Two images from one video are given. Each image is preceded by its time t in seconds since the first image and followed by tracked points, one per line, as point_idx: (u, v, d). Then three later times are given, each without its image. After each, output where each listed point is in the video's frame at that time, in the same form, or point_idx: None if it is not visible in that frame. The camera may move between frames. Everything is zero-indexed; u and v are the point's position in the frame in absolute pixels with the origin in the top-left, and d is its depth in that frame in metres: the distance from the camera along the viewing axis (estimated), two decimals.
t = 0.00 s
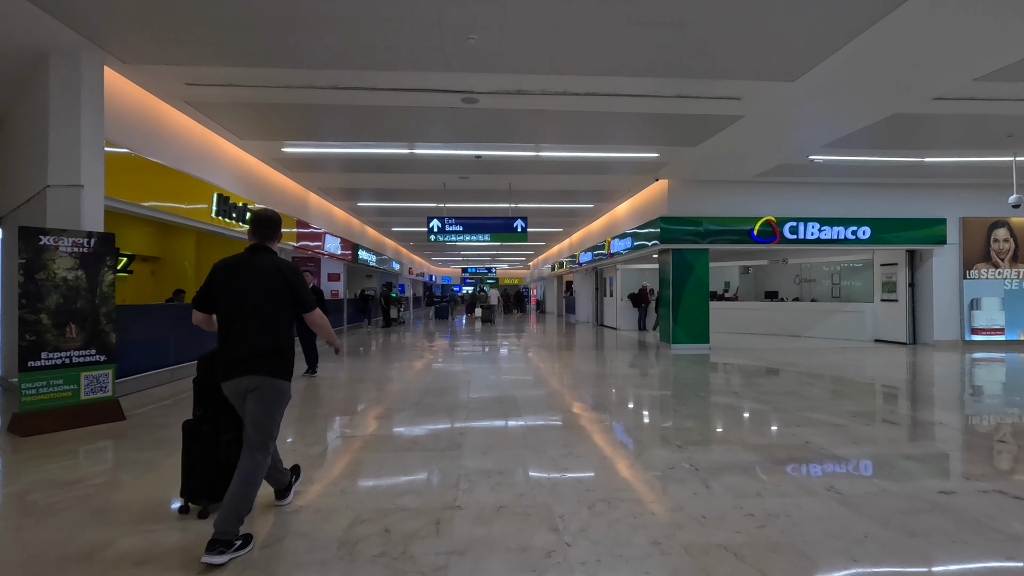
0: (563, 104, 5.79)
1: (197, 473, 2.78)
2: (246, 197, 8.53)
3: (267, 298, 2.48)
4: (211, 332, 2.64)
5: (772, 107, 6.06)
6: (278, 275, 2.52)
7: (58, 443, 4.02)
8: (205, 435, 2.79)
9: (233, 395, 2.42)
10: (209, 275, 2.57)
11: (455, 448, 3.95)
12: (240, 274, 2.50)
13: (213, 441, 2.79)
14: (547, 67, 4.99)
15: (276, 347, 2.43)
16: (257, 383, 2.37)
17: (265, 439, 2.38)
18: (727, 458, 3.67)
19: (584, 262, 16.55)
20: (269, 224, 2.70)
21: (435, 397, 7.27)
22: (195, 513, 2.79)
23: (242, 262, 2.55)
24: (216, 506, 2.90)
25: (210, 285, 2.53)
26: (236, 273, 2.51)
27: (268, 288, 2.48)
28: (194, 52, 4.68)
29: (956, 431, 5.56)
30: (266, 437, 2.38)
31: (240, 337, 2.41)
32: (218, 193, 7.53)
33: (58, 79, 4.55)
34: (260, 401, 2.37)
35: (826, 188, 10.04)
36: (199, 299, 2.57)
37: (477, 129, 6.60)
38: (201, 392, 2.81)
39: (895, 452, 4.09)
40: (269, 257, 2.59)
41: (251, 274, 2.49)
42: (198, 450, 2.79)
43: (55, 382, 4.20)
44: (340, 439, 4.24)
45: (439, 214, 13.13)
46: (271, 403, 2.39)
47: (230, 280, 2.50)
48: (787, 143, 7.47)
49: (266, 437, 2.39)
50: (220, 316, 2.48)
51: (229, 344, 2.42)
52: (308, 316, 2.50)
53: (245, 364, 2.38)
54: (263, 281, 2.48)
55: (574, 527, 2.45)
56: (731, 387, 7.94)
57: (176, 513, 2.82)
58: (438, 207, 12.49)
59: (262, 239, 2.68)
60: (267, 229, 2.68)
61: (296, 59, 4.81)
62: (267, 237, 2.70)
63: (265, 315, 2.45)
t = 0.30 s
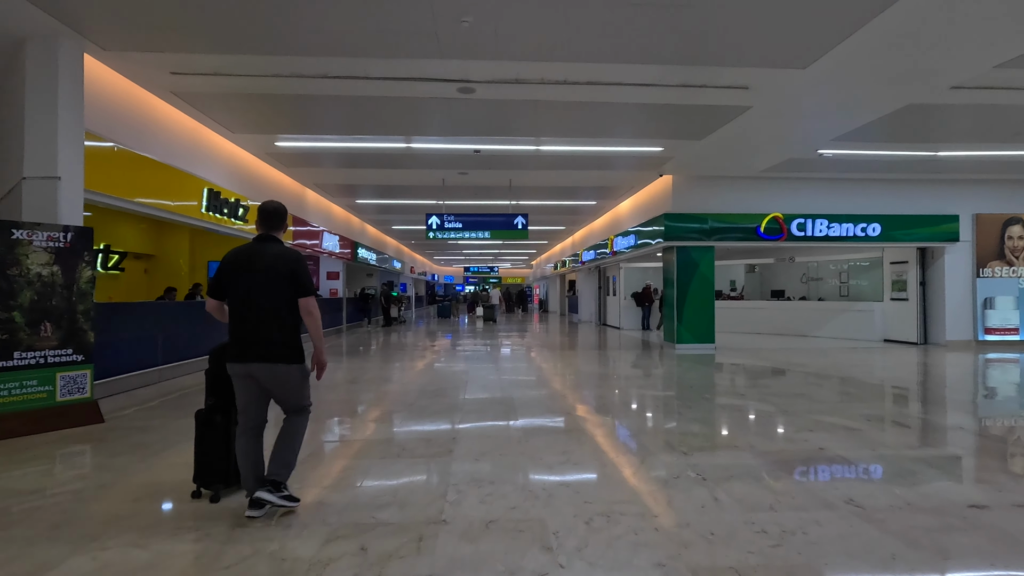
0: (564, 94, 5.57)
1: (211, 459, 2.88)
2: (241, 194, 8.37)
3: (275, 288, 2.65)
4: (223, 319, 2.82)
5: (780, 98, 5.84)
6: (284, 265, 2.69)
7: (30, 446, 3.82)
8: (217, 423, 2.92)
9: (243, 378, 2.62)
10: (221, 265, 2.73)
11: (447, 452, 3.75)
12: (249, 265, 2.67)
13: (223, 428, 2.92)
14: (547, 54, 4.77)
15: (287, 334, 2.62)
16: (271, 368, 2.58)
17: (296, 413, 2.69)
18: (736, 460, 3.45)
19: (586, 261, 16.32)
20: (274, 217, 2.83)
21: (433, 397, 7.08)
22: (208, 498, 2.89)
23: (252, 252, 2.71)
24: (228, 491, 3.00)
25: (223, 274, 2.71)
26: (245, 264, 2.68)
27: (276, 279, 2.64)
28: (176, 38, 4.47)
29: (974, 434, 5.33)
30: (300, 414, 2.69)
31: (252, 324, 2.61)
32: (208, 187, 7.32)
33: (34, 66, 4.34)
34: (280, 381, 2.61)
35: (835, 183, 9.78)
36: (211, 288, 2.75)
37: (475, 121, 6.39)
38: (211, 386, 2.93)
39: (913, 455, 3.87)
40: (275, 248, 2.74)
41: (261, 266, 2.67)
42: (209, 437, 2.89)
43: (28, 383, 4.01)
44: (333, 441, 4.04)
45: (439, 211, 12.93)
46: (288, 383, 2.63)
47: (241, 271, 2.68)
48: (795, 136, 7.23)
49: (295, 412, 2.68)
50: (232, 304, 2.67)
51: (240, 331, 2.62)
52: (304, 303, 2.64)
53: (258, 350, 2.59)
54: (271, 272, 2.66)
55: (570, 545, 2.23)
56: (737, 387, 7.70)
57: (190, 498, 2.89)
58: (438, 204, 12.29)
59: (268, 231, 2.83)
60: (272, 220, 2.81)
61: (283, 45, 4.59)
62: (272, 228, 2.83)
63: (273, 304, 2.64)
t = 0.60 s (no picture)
0: (566, 86, 5.33)
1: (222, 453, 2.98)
2: (238, 191, 8.22)
3: (285, 296, 2.74)
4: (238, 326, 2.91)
5: (792, 90, 5.59)
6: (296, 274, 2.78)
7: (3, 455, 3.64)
8: (229, 419, 3.03)
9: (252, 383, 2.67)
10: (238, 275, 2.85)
11: (440, 461, 3.53)
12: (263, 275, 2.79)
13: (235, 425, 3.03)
14: (547, 43, 4.53)
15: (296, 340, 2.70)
16: (280, 372, 2.66)
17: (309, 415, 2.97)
18: (749, 473, 3.21)
19: (591, 260, 16.07)
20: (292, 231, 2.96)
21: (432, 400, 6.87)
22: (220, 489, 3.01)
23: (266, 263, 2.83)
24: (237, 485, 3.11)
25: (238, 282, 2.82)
26: (259, 273, 2.79)
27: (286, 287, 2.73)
28: (159, 28, 4.28)
29: (999, 442, 5.06)
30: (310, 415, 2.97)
31: (263, 329, 2.68)
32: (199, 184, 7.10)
33: (11, 57, 4.16)
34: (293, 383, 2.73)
35: (847, 180, 9.49)
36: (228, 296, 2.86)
37: (475, 116, 6.17)
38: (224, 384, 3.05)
39: (940, 467, 3.61)
40: (288, 259, 2.85)
41: (274, 276, 2.77)
42: (221, 433, 3.01)
43: (2, 388, 3.83)
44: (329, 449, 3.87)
45: (441, 209, 12.72)
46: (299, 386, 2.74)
47: (254, 280, 2.77)
48: (807, 131, 6.96)
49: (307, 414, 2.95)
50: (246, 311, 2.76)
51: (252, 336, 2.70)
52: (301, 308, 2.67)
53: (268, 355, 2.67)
54: (282, 281, 2.75)
55: None
56: (747, 390, 7.45)
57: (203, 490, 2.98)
58: (440, 202, 12.08)
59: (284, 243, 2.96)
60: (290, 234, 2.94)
61: (270, 34, 4.38)
62: (290, 242, 2.96)
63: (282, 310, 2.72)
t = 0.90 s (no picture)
0: (570, 75, 5.10)
1: (242, 444, 3.02)
2: (237, 188, 8.07)
3: (308, 291, 2.90)
4: (253, 316, 3.06)
5: (807, 79, 5.33)
6: (317, 267, 2.94)
7: None
8: (247, 412, 3.06)
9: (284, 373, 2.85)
10: (258, 270, 2.95)
11: (436, 467, 3.30)
12: (286, 270, 2.91)
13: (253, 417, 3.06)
14: (551, 27, 4.29)
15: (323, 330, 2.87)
16: (308, 361, 2.82)
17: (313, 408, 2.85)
18: (768, 485, 2.96)
19: (598, 259, 15.81)
20: (307, 226, 3.10)
21: (433, 400, 6.66)
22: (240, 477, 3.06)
23: (286, 257, 2.95)
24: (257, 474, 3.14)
25: (257, 277, 2.95)
26: (281, 266, 2.92)
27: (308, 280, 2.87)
28: (142, 14, 4.09)
29: None
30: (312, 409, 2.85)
31: (290, 320, 2.83)
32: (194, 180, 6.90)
33: None
34: (309, 376, 2.84)
35: (862, 176, 9.19)
36: (243, 287, 3.02)
37: (476, 108, 5.94)
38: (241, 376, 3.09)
39: (976, 477, 3.33)
40: (308, 254, 2.98)
41: (296, 269, 2.91)
42: (239, 425, 3.02)
43: None
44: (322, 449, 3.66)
45: (444, 207, 12.50)
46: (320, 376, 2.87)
47: (277, 273, 2.91)
48: (822, 123, 6.69)
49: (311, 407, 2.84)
50: (270, 303, 2.90)
51: (278, 326, 2.84)
52: (332, 303, 2.86)
53: (296, 344, 2.81)
54: (305, 275, 2.90)
55: None
56: (760, 391, 7.18)
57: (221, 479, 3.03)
58: (443, 199, 11.87)
59: (301, 239, 3.09)
60: (306, 230, 3.08)
61: (259, 18, 4.16)
62: (304, 236, 3.09)
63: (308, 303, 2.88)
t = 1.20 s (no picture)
0: (577, 68, 4.88)
1: (262, 439, 3.12)
2: (240, 189, 7.97)
3: (327, 299, 2.98)
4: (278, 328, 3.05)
5: (825, 72, 5.09)
6: (333, 277, 3.02)
7: None
8: (267, 410, 3.13)
9: (303, 376, 2.93)
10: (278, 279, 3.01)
11: (433, 480, 3.10)
12: (305, 279, 2.99)
13: (273, 415, 3.14)
14: (556, 16, 4.07)
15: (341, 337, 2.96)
16: (326, 365, 2.89)
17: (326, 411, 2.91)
18: (791, 505, 2.73)
19: (608, 259, 15.56)
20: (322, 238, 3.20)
21: (437, 404, 6.48)
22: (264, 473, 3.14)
23: (303, 267, 3.05)
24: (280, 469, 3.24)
25: (279, 287, 2.99)
26: (299, 275, 3.00)
27: (326, 289, 2.94)
28: (130, 7, 3.94)
29: None
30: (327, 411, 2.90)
31: (310, 325, 2.91)
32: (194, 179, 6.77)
33: None
34: (324, 380, 2.91)
35: (883, 173, 8.86)
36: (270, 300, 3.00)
37: (480, 103, 5.74)
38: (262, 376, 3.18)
39: (1019, 496, 3.06)
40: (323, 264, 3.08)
41: (313, 278, 2.99)
42: (260, 421, 3.12)
43: None
44: (315, 456, 3.46)
45: (452, 207, 12.31)
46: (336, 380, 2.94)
47: (296, 281, 2.99)
48: (841, 118, 6.42)
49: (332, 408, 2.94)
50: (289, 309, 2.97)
51: (297, 332, 2.92)
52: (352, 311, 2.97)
53: (315, 349, 2.89)
54: (324, 284, 2.99)
55: None
56: (777, 396, 6.91)
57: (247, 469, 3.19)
58: (450, 200, 11.69)
59: (317, 251, 3.19)
60: (319, 243, 3.19)
61: (251, 10, 3.99)
62: (318, 249, 3.19)
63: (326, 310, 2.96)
